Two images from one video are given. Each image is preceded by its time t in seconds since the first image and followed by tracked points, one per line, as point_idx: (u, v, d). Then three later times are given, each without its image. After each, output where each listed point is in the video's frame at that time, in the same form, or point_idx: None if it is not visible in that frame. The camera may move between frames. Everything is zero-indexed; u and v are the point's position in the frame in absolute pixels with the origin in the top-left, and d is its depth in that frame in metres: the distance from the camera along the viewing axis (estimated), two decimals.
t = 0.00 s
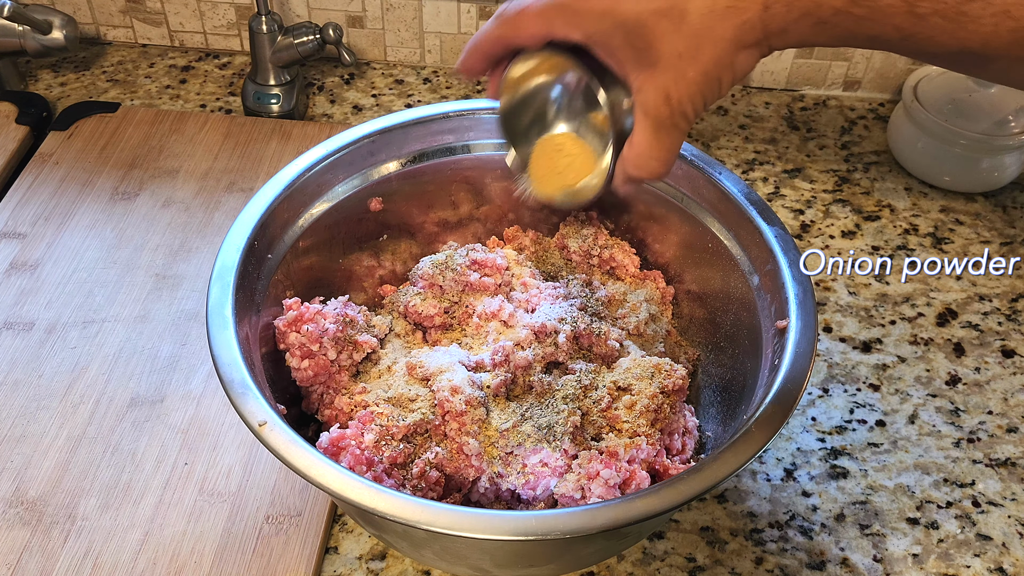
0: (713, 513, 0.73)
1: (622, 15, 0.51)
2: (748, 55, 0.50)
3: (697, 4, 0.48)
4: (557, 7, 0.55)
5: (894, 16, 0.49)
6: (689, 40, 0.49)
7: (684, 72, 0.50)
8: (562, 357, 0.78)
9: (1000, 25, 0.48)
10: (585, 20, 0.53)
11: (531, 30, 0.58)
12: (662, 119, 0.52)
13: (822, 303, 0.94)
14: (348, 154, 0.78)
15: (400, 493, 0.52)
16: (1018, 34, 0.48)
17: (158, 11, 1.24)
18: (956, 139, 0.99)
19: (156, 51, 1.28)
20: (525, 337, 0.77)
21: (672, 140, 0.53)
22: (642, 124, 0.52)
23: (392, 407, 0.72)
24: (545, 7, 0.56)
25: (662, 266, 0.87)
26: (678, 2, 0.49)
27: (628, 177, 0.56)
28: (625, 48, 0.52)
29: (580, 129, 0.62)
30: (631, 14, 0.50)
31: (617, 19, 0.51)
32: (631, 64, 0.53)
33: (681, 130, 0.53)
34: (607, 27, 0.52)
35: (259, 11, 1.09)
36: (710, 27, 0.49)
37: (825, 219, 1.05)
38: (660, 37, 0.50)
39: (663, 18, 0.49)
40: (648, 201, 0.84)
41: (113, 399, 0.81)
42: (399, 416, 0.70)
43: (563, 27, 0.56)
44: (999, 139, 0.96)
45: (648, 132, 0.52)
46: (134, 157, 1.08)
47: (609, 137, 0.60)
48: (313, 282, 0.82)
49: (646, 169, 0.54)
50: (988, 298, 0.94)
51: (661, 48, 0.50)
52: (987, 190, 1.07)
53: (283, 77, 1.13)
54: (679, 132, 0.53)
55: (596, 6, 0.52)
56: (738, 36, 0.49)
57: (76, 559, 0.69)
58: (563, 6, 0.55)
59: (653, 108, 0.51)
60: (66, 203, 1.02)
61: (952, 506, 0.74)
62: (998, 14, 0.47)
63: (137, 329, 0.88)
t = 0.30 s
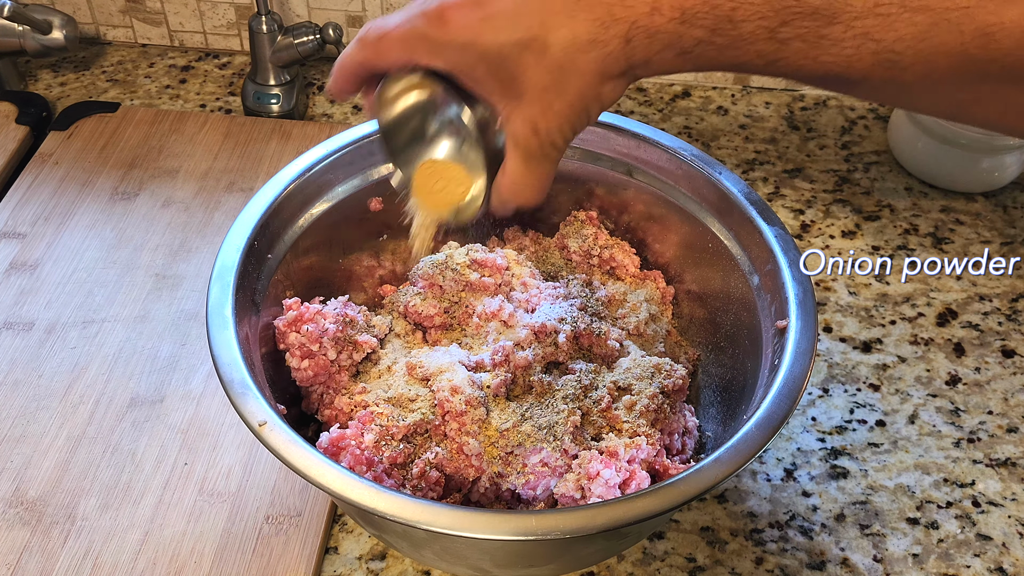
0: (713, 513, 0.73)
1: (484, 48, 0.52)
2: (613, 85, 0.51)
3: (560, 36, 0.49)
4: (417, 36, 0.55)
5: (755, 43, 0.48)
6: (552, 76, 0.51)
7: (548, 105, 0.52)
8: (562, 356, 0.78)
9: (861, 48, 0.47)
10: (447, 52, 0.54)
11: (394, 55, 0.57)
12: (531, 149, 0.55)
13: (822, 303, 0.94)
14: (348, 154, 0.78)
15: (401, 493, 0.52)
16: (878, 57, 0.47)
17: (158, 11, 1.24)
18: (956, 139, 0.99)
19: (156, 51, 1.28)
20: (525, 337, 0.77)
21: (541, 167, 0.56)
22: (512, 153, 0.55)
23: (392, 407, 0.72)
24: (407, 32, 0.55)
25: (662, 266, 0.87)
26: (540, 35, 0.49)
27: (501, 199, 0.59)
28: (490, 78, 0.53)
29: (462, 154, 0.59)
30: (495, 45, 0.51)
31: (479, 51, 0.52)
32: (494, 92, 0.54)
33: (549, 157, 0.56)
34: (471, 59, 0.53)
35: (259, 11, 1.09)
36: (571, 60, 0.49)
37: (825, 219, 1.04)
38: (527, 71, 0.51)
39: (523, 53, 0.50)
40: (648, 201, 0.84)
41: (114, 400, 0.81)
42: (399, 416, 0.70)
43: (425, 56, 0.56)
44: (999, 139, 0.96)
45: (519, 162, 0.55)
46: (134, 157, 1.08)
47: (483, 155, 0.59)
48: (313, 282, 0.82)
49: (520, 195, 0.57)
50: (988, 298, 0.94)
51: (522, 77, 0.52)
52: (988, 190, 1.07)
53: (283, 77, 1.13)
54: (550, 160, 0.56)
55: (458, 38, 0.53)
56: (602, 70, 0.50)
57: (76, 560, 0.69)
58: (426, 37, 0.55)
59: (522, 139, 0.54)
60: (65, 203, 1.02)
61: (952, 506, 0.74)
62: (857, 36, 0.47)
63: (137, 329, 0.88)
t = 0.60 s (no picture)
0: (713, 513, 0.73)
1: (485, 136, 0.49)
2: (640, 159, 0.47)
3: (572, 115, 0.45)
4: (405, 135, 0.54)
5: (799, 99, 0.42)
6: (569, 161, 0.47)
7: (569, 193, 0.49)
8: (562, 357, 0.78)
9: (916, 98, 0.40)
10: (440, 149, 0.52)
11: (373, 156, 0.58)
12: (553, 245, 0.52)
13: (822, 303, 0.94)
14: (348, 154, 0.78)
15: (401, 493, 0.52)
16: (937, 105, 0.40)
17: (158, 11, 1.24)
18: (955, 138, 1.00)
19: (156, 51, 1.28)
20: (525, 337, 0.77)
21: (568, 261, 0.53)
22: (535, 254, 0.53)
23: (393, 407, 0.72)
24: (387, 136, 0.55)
25: (662, 266, 0.87)
26: (548, 118, 0.46)
27: (530, 296, 0.57)
28: (497, 166, 0.51)
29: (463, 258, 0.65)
30: (501, 135, 0.48)
31: (482, 144, 0.50)
32: (505, 181, 0.52)
33: (575, 251, 0.53)
34: (471, 151, 0.50)
35: (259, 11, 1.09)
36: (586, 139, 0.46)
37: (824, 219, 1.05)
38: (539, 152, 0.48)
39: (533, 135, 0.47)
40: (648, 202, 0.84)
41: (114, 399, 0.81)
42: (399, 416, 0.71)
43: (416, 152, 0.55)
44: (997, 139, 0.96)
45: (542, 255, 0.53)
46: (134, 157, 1.08)
47: (492, 263, 0.65)
48: (313, 282, 0.82)
49: (546, 295, 0.56)
50: (987, 298, 0.94)
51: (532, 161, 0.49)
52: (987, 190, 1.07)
53: (283, 77, 1.13)
54: (574, 255, 0.53)
55: (450, 134, 0.51)
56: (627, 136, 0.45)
57: (76, 560, 0.69)
58: (412, 136, 0.53)
59: (543, 235, 0.51)
60: (66, 204, 1.02)
61: (952, 506, 0.74)
62: (912, 86, 0.40)
63: (137, 329, 0.89)
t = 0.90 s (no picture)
0: (713, 513, 0.73)
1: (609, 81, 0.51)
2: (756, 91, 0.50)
3: (696, 60, 0.48)
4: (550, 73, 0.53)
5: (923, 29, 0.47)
6: (693, 99, 0.49)
7: (694, 124, 0.50)
8: (562, 357, 0.78)
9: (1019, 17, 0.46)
10: (577, 88, 0.53)
11: (518, 89, 0.56)
12: (679, 164, 0.53)
13: (822, 303, 0.94)
14: (348, 154, 0.78)
15: (400, 493, 0.52)
16: None
17: (158, 11, 1.24)
18: (956, 139, 0.99)
19: (156, 51, 1.28)
20: (525, 337, 0.78)
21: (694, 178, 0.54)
22: (661, 170, 0.54)
23: (393, 407, 0.72)
24: (530, 73, 0.54)
25: (662, 266, 0.87)
26: (674, 61, 0.48)
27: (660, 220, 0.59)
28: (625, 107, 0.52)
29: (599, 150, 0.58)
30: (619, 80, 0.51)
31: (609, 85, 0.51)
32: (628, 116, 0.53)
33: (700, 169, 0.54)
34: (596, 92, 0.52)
35: (259, 11, 1.09)
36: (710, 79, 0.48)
37: (824, 219, 1.05)
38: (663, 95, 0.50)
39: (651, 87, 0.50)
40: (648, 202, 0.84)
41: (114, 399, 0.81)
42: (399, 416, 0.71)
43: (552, 92, 0.54)
44: (999, 139, 0.96)
45: (665, 179, 0.54)
46: (134, 157, 1.08)
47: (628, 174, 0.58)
48: (313, 282, 0.82)
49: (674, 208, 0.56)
50: (987, 298, 0.94)
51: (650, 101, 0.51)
52: (987, 189, 1.07)
53: (283, 77, 1.13)
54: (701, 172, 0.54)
55: (586, 76, 0.52)
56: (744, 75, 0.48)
57: (76, 560, 0.69)
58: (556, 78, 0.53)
59: (669, 155, 0.52)
60: (66, 204, 1.02)
61: (952, 506, 0.74)
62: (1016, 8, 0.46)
63: (137, 329, 0.89)
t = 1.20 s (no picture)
0: (713, 513, 0.73)
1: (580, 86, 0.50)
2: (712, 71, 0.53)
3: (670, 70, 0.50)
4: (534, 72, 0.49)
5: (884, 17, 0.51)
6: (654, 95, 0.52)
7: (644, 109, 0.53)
8: (562, 357, 0.78)
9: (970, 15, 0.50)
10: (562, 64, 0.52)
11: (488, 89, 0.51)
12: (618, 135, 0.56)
13: (822, 303, 0.94)
14: (348, 154, 0.78)
15: (401, 493, 0.52)
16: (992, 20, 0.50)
17: (158, 11, 1.24)
18: (956, 139, 1.00)
19: (156, 51, 1.28)
20: (525, 337, 0.78)
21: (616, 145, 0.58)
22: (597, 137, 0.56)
23: (392, 407, 0.72)
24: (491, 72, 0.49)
25: (662, 266, 0.87)
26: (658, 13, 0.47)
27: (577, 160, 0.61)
28: (588, 98, 0.52)
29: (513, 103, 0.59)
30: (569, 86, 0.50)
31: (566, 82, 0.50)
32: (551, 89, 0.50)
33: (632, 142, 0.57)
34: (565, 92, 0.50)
35: (259, 11, 1.09)
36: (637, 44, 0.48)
37: (824, 219, 1.05)
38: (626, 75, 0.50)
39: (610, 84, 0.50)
40: (648, 202, 0.84)
41: (114, 400, 0.81)
42: (399, 416, 0.71)
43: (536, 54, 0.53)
44: (998, 139, 0.96)
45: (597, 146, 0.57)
46: (134, 157, 1.08)
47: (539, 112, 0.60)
48: (313, 282, 0.82)
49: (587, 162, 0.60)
50: (988, 298, 0.94)
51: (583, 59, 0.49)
52: (987, 189, 1.07)
53: (283, 77, 1.13)
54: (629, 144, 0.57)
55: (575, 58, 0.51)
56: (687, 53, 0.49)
57: (76, 560, 0.69)
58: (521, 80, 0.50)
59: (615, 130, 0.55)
60: (66, 204, 1.02)
61: (952, 506, 0.74)
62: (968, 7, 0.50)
63: (137, 329, 0.89)
